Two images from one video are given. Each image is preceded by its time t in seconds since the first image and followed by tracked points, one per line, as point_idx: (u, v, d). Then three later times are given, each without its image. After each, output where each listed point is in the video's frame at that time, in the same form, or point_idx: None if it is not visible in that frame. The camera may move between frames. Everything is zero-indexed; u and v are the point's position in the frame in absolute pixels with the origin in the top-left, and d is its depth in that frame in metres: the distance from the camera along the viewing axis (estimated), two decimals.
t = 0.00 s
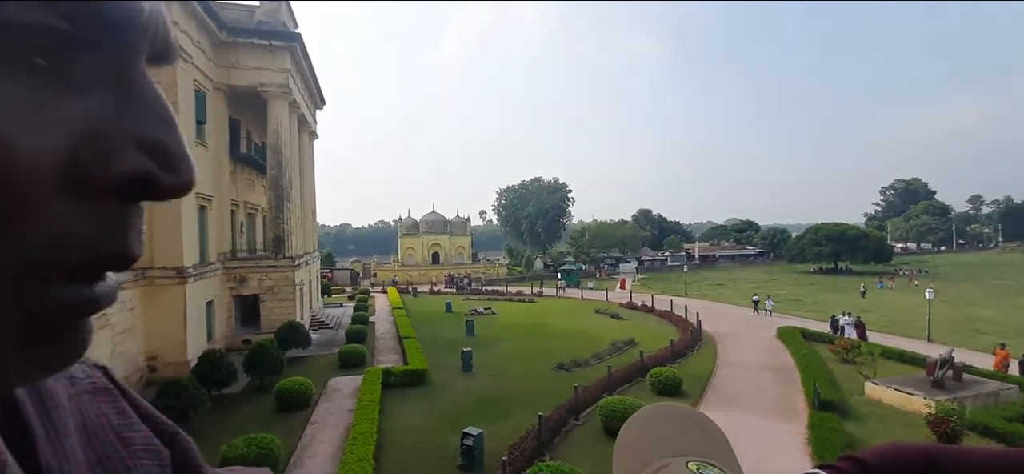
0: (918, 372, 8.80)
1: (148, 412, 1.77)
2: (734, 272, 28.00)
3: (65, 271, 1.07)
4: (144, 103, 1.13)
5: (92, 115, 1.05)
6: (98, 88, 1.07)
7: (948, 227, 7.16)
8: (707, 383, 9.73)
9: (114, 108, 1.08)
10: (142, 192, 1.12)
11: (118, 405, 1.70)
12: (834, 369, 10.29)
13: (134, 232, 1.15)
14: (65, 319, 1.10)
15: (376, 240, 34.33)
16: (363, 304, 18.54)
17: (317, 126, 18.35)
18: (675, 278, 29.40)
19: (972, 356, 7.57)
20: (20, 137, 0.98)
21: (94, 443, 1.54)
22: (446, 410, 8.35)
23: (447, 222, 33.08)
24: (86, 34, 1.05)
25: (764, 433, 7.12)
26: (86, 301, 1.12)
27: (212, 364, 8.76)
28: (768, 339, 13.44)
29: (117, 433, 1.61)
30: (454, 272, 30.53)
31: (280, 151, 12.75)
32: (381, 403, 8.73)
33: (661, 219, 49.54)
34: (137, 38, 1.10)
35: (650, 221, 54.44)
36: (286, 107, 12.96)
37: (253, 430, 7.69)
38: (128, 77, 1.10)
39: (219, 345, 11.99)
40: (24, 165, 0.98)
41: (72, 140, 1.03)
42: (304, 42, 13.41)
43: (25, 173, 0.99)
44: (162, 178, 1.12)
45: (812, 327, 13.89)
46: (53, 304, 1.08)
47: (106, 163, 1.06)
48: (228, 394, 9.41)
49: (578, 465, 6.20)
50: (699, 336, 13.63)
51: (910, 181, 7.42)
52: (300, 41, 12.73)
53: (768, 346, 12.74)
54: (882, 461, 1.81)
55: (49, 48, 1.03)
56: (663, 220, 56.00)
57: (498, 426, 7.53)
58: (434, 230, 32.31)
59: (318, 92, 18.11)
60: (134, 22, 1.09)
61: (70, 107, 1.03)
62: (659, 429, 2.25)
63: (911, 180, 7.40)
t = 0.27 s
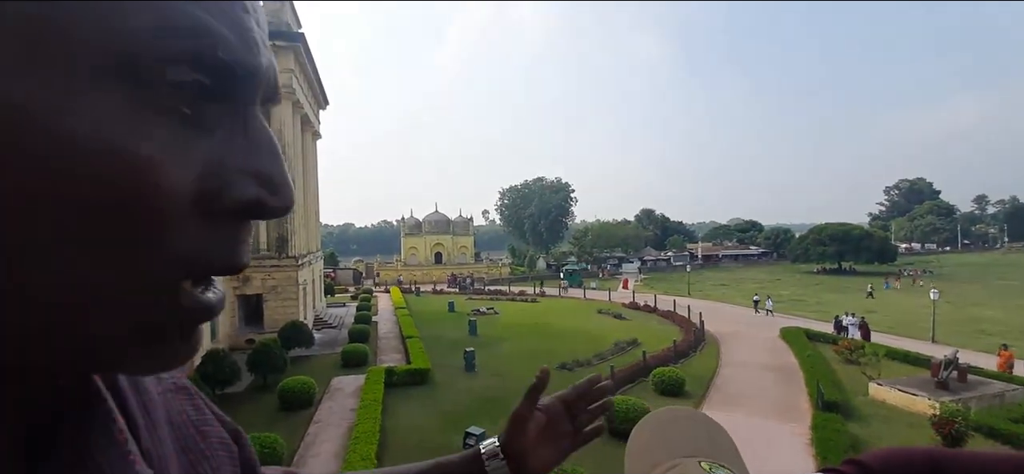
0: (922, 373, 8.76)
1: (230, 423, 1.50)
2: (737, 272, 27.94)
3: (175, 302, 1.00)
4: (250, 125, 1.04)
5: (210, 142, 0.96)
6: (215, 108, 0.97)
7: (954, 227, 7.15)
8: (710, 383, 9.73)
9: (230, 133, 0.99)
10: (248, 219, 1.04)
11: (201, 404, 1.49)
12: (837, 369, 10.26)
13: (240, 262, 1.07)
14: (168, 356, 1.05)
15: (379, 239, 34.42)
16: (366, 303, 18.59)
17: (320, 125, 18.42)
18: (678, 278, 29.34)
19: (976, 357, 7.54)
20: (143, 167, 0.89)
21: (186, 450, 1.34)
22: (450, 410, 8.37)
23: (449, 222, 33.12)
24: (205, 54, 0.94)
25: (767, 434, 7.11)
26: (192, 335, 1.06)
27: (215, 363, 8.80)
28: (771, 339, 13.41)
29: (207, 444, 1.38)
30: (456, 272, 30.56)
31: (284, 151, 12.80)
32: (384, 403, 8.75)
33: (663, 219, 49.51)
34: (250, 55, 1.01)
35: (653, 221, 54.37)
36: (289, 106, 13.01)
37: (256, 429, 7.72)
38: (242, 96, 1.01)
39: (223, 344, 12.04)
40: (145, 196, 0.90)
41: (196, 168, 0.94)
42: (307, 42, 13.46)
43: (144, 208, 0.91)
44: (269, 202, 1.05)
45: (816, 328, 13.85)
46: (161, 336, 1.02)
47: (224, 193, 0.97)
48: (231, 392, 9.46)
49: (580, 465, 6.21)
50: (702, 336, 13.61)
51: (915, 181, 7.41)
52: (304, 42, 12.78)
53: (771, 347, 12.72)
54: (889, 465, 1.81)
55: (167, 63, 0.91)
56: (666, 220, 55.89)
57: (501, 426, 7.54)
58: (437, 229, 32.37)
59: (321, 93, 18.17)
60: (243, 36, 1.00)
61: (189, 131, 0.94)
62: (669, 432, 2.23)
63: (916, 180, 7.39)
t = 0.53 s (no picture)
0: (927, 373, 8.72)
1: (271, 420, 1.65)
2: (740, 272, 27.88)
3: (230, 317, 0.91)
4: (305, 144, 0.91)
5: (265, 159, 0.83)
6: (270, 128, 0.84)
7: (958, 227, 7.13)
8: (713, 384, 9.72)
9: (286, 149, 0.86)
10: (300, 232, 0.91)
11: (248, 403, 1.64)
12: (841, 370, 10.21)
13: (293, 273, 0.97)
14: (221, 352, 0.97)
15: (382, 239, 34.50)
16: (369, 303, 18.63)
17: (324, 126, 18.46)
18: (681, 278, 29.29)
19: (981, 357, 7.50)
20: (196, 184, 0.78)
21: (234, 443, 1.47)
22: (453, 410, 8.38)
23: (452, 222, 33.17)
24: (259, 76, 0.80)
25: (770, 434, 7.10)
26: (246, 337, 0.99)
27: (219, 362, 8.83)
28: (774, 340, 13.39)
29: (252, 438, 1.52)
30: (459, 272, 30.59)
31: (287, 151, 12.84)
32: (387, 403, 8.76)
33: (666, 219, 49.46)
34: (304, 81, 0.88)
35: (656, 221, 54.32)
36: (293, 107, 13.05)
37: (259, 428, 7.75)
38: (297, 118, 0.89)
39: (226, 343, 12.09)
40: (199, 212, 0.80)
41: (252, 182, 0.81)
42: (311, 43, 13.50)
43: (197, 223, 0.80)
44: (321, 213, 0.92)
45: (819, 328, 13.81)
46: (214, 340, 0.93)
47: (275, 206, 0.84)
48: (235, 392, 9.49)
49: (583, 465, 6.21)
50: (705, 336, 13.59)
51: (919, 181, 7.40)
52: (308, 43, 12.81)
53: (775, 347, 12.69)
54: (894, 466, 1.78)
55: (222, 90, 0.78)
56: (669, 220, 55.81)
57: (504, 425, 7.54)
58: (440, 229, 32.42)
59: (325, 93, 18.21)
60: (297, 62, 0.86)
61: (241, 149, 0.81)
62: (686, 433, 2.27)
63: (920, 180, 7.38)
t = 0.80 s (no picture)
0: (932, 373, 8.68)
1: (294, 419, 1.69)
2: (743, 272, 27.79)
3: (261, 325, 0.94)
4: (329, 159, 0.93)
5: (294, 174, 0.85)
6: (298, 145, 0.86)
7: (963, 227, 7.10)
8: (717, 384, 9.69)
9: (313, 165, 0.88)
10: (324, 241, 0.94)
11: (272, 402, 1.68)
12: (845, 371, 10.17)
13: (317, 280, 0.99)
14: (250, 357, 0.99)
15: (385, 240, 34.55)
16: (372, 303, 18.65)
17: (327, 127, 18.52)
18: (684, 278, 29.21)
19: (986, 358, 7.46)
20: (232, 198, 0.79)
21: (259, 441, 1.49)
22: (456, 410, 8.38)
23: (455, 222, 33.19)
24: (288, 96, 0.82)
25: (774, 435, 7.08)
26: (274, 343, 1.01)
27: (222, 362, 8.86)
28: (778, 340, 13.34)
29: (275, 437, 1.55)
30: (462, 272, 30.60)
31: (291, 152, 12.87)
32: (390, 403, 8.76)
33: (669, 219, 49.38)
34: (329, 100, 0.89)
35: (659, 220, 54.24)
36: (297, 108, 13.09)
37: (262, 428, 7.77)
38: (322, 133, 0.90)
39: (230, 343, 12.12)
40: (234, 225, 0.81)
41: (283, 196, 0.83)
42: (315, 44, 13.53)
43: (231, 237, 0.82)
44: (344, 224, 0.94)
45: (823, 328, 13.75)
46: (244, 346, 0.95)
47: (302, 216, 0.85)
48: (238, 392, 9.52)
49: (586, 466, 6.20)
50: (708, 337, 13.55)
51: (923, 180, 7.39)
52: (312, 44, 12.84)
53: (778, 347, 12.65)
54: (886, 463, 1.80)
55: (254, 112, 0.80)
56: (672, 220, 55.69)
57: (507, 426, 7.54)
58: (443, 229, 32.44)
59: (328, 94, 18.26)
60: (322, 83, 0.89)
61: (271, 163, 0.82)
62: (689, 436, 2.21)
63: (924, 179, 7.36)
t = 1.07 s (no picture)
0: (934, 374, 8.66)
1: (304, 422, 1.70)
2: (745, 272, 27.78)
3: (271, 328, 0.94)
4: (342, 162, 0.93)
5: (307, 179, 0.85)
6: (312, 150, 0.86)
7: (965, 227, 7.10)
8: (719, 384, 9.69)
9: (326, 169, 0.88)
10: (337, 245, 0.93)
11: (282, 404, 1.69)
12: (848, 371, 10.15)
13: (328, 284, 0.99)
14: (259, 362, 0.99)
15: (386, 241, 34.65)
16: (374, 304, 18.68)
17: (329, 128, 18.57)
18: (686, 278, 29.18)
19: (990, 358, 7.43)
20: (244, 203, 0.80)
21: (270, 442, 1.50)
22: (458, 410, 8.38)
23: (457, 222, 33.26)
24: (301, 100, 0.82)
25: (775, 436, 7.08)
26: (283, 347, 1.01)
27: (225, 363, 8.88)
28: (780, 341, 13.31)
29: (285, 439, 1.56)
30: (464, 273, 30.65)
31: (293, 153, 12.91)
32: (391, 404, 8.76)
33: (671, 219, 49.45)
34: (342, 104, 0.90)
35: (660, 221, 54.29)
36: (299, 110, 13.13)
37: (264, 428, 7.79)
38: (337, 137, 0.90)
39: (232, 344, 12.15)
40: (247, 228, 0.81)
41: (295, 199, 0.83)
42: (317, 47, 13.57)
43: (244, 240, 0.82)
44: (357, 229, 0.93)
45: (825, 329, 13.72)
46: (254, 349, 0.96)
47: (314, 219, 0.85)
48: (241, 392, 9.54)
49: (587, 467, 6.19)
50: (710, 337, 13.54)
51: (926, 181, 7.40)
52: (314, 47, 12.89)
53: (780, 348, 12.63)
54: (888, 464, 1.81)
55: (268, 115, 0.80)
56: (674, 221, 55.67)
57: (508, 426, 7.53)
58: (444, 230, 32.51)
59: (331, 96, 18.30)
60: (337, 86, 0.89)
61: (283, 167, 0.82)
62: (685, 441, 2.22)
63: (927, 179, 7.37)
